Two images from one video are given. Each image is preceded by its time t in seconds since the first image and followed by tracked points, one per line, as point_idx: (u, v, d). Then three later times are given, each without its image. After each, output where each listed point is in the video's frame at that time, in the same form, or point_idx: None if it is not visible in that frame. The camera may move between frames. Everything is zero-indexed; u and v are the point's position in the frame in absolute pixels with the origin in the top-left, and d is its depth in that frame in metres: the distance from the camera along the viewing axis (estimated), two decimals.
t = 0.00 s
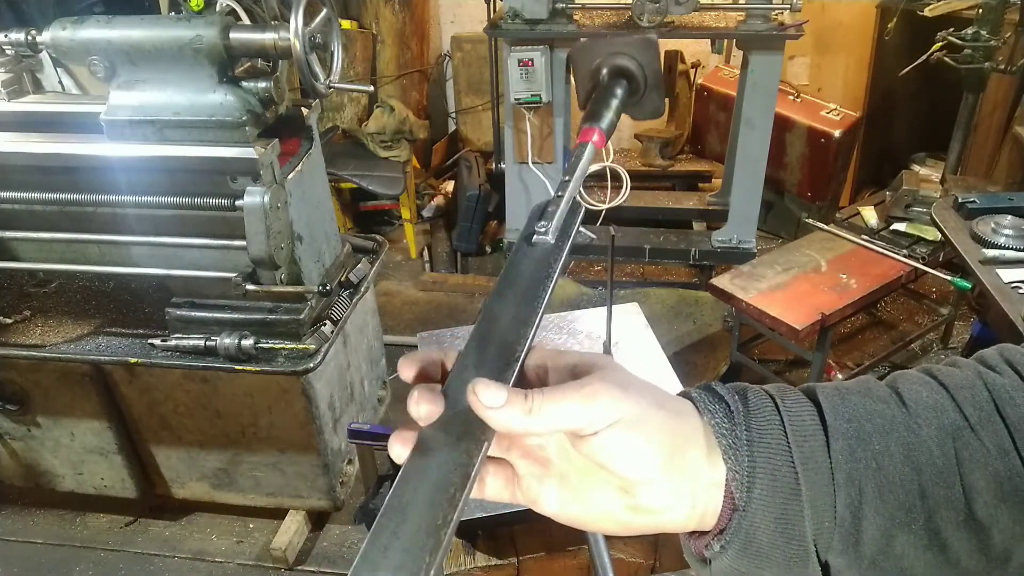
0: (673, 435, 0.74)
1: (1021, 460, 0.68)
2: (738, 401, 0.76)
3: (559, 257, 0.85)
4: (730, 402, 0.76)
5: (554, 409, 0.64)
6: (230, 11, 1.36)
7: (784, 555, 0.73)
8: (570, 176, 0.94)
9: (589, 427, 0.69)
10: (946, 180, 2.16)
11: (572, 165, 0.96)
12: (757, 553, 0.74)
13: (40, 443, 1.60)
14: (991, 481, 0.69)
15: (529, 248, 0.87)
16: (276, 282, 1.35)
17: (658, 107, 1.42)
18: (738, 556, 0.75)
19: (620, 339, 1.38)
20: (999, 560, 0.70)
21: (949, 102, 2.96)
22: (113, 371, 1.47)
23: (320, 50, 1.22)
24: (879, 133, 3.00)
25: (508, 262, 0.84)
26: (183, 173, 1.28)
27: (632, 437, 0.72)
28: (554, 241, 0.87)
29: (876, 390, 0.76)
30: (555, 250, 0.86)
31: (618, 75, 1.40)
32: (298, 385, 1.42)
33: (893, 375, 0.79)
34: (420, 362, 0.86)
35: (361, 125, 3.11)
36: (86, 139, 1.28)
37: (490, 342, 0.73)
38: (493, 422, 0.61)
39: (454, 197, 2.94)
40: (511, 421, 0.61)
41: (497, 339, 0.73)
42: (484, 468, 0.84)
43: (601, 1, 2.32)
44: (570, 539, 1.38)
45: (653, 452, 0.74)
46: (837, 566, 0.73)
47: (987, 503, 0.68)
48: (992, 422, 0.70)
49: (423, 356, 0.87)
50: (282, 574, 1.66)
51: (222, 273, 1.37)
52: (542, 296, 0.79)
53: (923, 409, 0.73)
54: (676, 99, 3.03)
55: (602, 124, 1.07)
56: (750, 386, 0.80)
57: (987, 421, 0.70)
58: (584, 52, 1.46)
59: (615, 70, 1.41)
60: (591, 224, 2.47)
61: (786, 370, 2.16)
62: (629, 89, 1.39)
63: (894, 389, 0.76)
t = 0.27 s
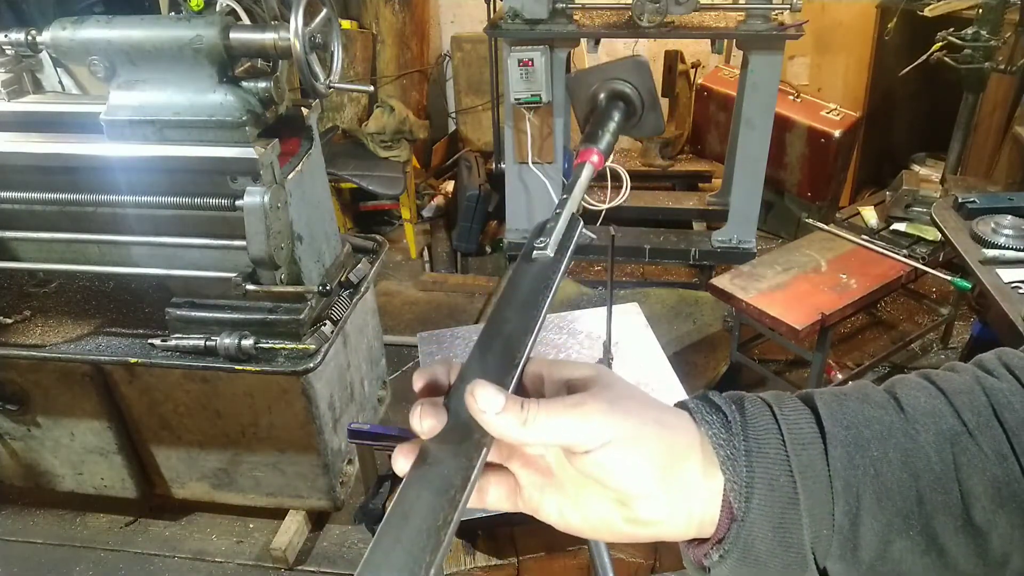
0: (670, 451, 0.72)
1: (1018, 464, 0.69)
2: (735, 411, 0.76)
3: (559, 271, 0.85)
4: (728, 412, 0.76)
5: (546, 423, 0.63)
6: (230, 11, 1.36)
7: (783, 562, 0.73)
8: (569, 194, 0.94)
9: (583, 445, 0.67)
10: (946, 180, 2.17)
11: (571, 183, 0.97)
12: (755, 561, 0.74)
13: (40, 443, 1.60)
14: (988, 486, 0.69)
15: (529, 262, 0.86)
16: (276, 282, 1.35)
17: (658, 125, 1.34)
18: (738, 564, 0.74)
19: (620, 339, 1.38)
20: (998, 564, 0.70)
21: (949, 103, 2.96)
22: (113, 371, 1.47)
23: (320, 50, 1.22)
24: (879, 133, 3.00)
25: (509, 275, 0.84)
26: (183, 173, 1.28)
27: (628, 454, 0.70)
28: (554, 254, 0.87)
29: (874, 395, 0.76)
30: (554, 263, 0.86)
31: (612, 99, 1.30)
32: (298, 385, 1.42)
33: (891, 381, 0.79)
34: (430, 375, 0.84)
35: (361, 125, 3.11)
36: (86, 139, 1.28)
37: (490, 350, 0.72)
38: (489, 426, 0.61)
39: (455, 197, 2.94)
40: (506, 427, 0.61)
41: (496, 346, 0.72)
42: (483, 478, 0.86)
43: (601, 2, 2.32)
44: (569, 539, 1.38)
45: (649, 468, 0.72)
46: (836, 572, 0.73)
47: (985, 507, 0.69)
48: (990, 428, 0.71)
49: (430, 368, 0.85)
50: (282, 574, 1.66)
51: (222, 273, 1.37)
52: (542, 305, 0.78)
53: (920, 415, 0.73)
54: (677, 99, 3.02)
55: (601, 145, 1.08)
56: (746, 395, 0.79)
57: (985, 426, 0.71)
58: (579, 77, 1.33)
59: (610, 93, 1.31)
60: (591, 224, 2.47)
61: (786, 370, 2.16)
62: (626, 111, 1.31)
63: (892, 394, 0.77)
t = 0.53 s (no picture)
0: (667, 454, 0.73)
1: (1015, 465, 0.68)
2: (731, 412, 0.76)
3: (556, 272, 0.85)
4: (724, 412, 0.76)
5: (542, 432, 0.64)
6: (230, 11, 1.36)
7: (778, 561, 0.73)
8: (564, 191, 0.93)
9: (580, 451, 0.68)
10: (946, 180, 2.16)
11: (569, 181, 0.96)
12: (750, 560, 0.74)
13: (40, 443, 1.60)
14: (985, 487, 0.69)
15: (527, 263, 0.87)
16: (276, 282, 1.35)
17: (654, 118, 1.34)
18: (733, 562, 0.75)
19: (620, 339, 1.38)
20: (995, 565, 0.70)
21: (949, 102, 2.96)
22: (113, 371, 1.47)
23: (320, 50, 1.22)
24: (879, 133, 3.00)
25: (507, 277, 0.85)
26: (183, 173, 1.28)
27: (625, 458, 0.71)
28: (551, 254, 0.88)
29: (871, 397, 0.76)
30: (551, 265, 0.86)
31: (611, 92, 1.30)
32: (298, 385, 1.42)
33: (889, 381, 0.79)
34: (424, 381, 0.85)
35: (361, 125, 3.11)
36: (86, 139, 1.28)
37: (487, 356, 0.73)
38: (485, 437, 0.62)
39: (455, 197, 2.94)
40: (503, 438, 0.61)
41: (492, 351, 0.73)
42: (488, 485, 0.88)
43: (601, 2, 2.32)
44: (569, 539, 1.38)
45: (647, 473, 0.73)
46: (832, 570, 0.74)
47: (982, 508, 0.69)
48: (987, 428, 0.71)
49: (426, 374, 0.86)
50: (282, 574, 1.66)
51: (222, 273, 1.37)
52: (539, 308, 0.79)
53: (917, 416, 0.73)
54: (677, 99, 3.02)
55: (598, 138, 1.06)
56: (742, 395, 0.79)
57: (982, 427, 0.71)
58: (577, 71, 1.33)
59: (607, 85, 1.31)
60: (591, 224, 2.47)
61: (786, 370, 2.16)
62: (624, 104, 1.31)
63: (889, 395, 0.76)
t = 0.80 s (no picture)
0: (664, 429, 0.72)
1: (1014, 455, 0.68)
2: (732, 390, 0.77)
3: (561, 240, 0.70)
4: (724, 390, 0.76)
5: (542, 412, 0.61)
6: (230, 11, 1.36)
7: (773, 542, 0.72)
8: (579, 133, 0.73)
9: (580, 427, 0.66)
10: (946, 180, 2.16)
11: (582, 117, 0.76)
12: (746, 539, 0.73)
13: (40, 443, 1.60)
14: (984, 476, 0.68)
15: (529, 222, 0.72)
16: (276, 282, 1.35)
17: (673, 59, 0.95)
18: (729, 542, 0.74)
19: (620, 339, 1.38)
20: (991, 555, 0.70)
21: (949, 102, 2.96)
22: (113, 371, 1.47)
23: (320, 50, 1.22)
24: (879, 133, 3.00)
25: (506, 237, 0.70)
26: (183, 173, 1.28)
27: (625, 432, 0.69)
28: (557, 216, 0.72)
29: (873, 383, 0.76)
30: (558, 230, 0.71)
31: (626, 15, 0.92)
32: (298, 385, 1.42)
33: (892, 369, 0.79)
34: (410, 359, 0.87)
35: (361, 125, 3.11)
36: (86, 138, 1.28)
37: (485, 336, 0.63)
38: (485, 429, 0.57)
39: (454, 197, 2.94)
40: (506, 425, 0.57)
41: (493, 328, 0.63)
42: (497, 470, 0.91)
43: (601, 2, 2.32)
44: (569, 538, 1.38)
45: (645, 449, 0.72)
46: (827, 554, 0.73)
47: (980, 497, 0.68)
48: (987, 418, 0.70)
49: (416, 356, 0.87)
50: (282, 574, 1.66)
51: (222, 273, 1.37)
52: (540, 283, 0.67)
53: (918, 403, 0.73)
54: (677, 99, 3.02)
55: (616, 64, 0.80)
56: (745, 376, 0.80)
57: (982, 416, 0.71)
58: None
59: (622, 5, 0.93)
60: (591, 224, 2.47)
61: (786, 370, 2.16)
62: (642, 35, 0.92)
63: (891, 383, 0.77)
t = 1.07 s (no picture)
0: (669, 421, 0.73)
1: (1010, 450, 0.68)
2: (729, 379, 0.78)
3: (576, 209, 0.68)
4: (722, 378, 0.77)
5: (549, 403, 0.64)
6: (230, 11, 1.36)
7: (765, 530, 0.73)
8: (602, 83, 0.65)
9: (586, 417, 0.67)
10: (946, 180, 2.16)
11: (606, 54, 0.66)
12: (740, 527, 0.74)
13: (40, 443, 1.60)
14: (979, 470, 0.69)
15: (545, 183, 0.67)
16: (276, 282, 1.35)
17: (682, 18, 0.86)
18: (723, 529, 0.74)
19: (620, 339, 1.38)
20: (986, 549, 0.70)
21: (949, 102, 2.96)
22: (113, 371, 1.47)
23: (320, 50, 1.22)
24: (879, 133, 3.00)
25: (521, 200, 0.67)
26: (183, 173, 1.28)
27: (631, 423, 0.70)
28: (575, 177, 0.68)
29: (872, 375, 0.77)
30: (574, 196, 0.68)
31: None
32: (298, 385, 1.42)
33: (892, 364, 0.80)
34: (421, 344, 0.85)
35: (361, 125, 3.11)
36: (87, 138, 1.27)
37: (494, 329, 0.66)
38: (492, 424, 0.62)
39: (454, 197, 2.94)
40: (513, 420, 0.62)
41: (503, 318, 0.66)
42: (488, 455, 0.91)
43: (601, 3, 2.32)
44: (570, 538, 1.38)
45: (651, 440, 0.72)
46: (821, 545, 0.73)
47: (975, 491, 0.69)
48: (984, 412, 0.70)
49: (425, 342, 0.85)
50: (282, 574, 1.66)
51: (222, 273, 1.37)
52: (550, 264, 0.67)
53: (916, 397, 0.73)
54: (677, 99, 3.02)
55: None
56: (743, 366, 0.81)
57: (979, 411, 0.71)
58: None
59: None
60: (591, 224, 2.47)
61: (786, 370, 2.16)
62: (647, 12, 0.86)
63: (889, 376, 0.77)
